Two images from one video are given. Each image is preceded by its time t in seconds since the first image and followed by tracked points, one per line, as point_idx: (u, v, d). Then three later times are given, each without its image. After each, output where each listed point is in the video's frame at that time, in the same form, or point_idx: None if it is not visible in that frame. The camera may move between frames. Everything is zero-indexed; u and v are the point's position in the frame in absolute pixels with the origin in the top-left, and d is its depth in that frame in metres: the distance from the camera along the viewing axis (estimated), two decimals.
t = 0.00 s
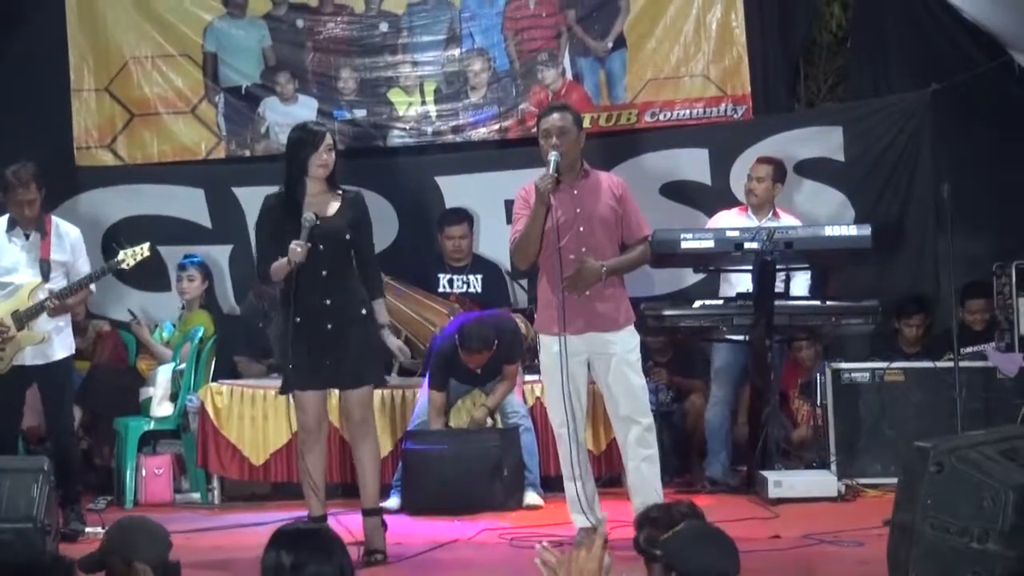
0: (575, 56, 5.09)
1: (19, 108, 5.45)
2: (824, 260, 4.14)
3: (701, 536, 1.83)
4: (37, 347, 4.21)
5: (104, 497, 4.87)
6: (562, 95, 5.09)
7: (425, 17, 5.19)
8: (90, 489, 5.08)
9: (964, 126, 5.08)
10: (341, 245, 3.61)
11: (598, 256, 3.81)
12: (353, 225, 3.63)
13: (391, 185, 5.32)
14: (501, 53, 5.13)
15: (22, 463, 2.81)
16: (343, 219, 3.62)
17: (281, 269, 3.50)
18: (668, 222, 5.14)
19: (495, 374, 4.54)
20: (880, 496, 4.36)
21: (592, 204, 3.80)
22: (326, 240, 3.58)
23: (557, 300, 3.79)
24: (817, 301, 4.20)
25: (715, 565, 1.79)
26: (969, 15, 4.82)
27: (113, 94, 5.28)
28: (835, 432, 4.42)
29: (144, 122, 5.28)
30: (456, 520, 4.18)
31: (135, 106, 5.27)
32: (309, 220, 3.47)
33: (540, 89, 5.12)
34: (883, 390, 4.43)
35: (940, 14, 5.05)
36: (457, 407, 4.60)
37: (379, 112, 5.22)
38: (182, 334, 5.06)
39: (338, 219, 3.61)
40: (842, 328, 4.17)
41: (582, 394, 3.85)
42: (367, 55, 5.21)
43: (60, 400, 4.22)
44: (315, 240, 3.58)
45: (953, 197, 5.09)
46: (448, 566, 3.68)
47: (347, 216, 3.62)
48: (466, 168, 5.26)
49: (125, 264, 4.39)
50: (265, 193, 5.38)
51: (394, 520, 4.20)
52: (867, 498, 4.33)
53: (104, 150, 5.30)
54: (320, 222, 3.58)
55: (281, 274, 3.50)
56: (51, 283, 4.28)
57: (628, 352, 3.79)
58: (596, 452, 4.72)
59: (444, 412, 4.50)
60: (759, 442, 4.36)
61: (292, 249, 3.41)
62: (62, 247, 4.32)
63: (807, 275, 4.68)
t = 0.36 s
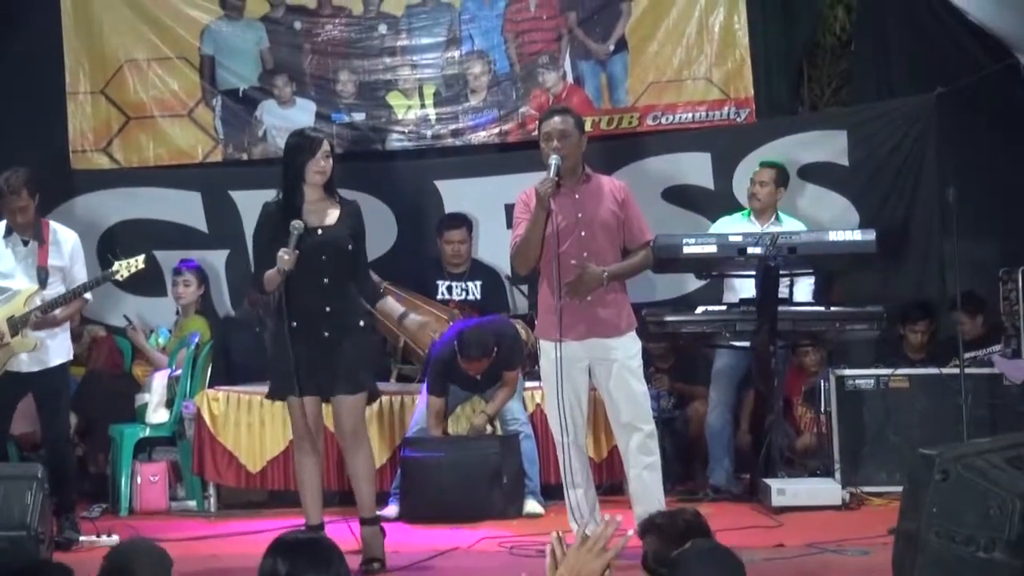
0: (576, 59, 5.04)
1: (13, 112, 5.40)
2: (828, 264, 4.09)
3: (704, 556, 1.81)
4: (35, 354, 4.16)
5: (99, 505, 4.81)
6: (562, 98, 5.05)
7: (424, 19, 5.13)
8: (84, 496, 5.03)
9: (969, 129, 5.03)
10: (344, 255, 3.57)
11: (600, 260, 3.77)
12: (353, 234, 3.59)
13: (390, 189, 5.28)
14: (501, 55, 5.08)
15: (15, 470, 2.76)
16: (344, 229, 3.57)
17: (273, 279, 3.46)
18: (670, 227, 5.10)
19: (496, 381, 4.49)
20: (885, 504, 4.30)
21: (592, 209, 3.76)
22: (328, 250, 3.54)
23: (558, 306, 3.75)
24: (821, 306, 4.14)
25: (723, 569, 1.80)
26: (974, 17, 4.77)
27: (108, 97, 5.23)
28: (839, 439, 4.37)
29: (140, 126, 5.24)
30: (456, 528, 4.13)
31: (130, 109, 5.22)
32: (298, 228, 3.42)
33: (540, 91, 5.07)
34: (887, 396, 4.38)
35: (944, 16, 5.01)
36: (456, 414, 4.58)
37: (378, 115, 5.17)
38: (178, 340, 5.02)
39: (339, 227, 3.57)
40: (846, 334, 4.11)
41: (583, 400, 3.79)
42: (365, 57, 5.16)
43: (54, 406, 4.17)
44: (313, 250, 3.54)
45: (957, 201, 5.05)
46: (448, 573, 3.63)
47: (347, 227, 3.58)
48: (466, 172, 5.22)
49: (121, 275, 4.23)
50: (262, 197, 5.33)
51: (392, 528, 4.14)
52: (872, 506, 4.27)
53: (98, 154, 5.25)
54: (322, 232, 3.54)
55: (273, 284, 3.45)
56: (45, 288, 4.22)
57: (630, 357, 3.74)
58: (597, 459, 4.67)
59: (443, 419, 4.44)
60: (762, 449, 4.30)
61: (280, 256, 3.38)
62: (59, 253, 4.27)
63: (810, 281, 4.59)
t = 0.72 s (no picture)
0: (579, 56, 4.88)
1: None
2: (842, 270, 3.93)
3: (692, 571, 1.71)
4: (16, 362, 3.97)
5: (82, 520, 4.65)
6: (565, 98, 4.89)
7: (423, 13, 4.99)
8: (68, 509, 4.86)
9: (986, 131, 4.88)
10: (332, 253, 3.39)
11: (603, 267, 3.61)
12: (343, 233, 3.42)
13: (386, 192, 5.11)
14: (502, 52, 4.93)
15: None
16: (333, 226, 3.40)
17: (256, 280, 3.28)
18: (677, 231, 4.94)
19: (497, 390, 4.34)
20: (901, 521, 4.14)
21: (595, 213, 3.60)
22: (317, 248, 3.36)
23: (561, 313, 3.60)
24: (834, 314, 3.98)
25: None
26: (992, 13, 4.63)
27: (94, 95, 5.07)
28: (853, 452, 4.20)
29: (128, 125, 5.08)
30: (454, 546, 3.97)
31: (117, 107, 5.06)
32: (274, 221, 3.26)
33: (542, 90, 4.92)
34: (903, 407, 4.21)
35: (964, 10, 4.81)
36: (454, 425, 4.37)
37: (374, 114, 5.01)
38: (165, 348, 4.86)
39: (328, 226, 3.40)
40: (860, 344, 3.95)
41: (586, 412, 3.65)
42: (361, 54, 5.00)
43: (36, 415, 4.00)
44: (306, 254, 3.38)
45: (975, 205, 4.89)
46: None
47: (336, 223, 3.40)
48: (466, 175, 5.06)
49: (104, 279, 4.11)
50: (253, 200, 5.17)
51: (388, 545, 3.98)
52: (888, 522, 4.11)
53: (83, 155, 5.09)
54: (312, 229, 3.36)
55: (257, 283, 3.27)
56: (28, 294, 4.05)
57: (634, 367, 3.59)
58: (601, 474, 4.51)
59: (439, 431, 4.29)
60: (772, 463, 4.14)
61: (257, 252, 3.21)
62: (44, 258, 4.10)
63: (823, 287, 4.45)
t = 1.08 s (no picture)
0: (583, 51, 4.72)
1: None
2: (858, 274, 3.77)
3: None
4: None
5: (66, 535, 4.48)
6: (568, 96, 4.73)
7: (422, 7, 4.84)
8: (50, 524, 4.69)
9: (1006, 130, 4.72)
10: (332, 264, 3.27)
11: (608, 272, 3.46)
12: (342, 243, 3.30)
13: (383, 194, 4.95)
14: (501, 47, 4.77)
15: None
16: (332, 237, 3.28)
17: (250, 292, 3.19)
18: (687, 233, 4.78)
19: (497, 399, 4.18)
20: (919, 537, 3.97)
21: (601, 216, 3.45)
22: (318, 262, 3.25)
23: (563, 319, 3.44)
24: (849, 321, 3.83)
25: None
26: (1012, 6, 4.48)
27: (79, 90, 4.93)
28: (869, 465, 4.04)
29: (114, 122, 4.92)
30: (453, 561, 3.81)
31: (103, 104, 4.91)
32: (268, 228, 3.17)
33: (545, 88, 4.75)
34: (921, 417, 4.06)
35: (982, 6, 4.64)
36: (453, 436, 4.25)
37: (370, 111, 4.85)
38: (151, 356, 4.74)
39: (326, 236, 3.28)
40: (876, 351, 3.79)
41: (590, 422, 3.48)
42: (355, 49, 4.85)
43: (16, 425, 3.84)
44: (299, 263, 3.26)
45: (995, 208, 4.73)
46: None
47: (334, 230, 3.29)
48: (466, 175, 4.89)
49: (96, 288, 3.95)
50: (244, 201, 5.01)
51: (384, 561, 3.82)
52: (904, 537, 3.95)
53: (67, 153, 4.94)
54: (311, 243, 3.25)
55: (250, 295, 3.19)
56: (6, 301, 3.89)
57: (640, 375, 3.43)
58: (606, 486, 4.35)
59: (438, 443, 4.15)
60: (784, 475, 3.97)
61: (252, 261, 3.13)
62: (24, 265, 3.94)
63: (838, 292, 4.31)
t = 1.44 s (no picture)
0: (589, 43, 4.57)
1: None
2: (875, 274, 3.62)
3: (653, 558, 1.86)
4: None
5: (51, 548, 4.32)
6: (572, 90, 4.58)
7: None
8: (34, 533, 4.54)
9: None
10: (321, 257, 3.30)
11: (614, 271, 3.31)
12: (332, 234, 3.33)
13: (381, 192, 4.79)
14: (504, 38, 4.62)
15: None
16: (322, 229, 3.31)
17: (244, 289, 3.19)
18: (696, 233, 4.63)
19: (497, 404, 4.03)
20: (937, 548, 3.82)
21: (608, 213, 3.30)
22: (304, 251, 3.28)
23: (567, 319, 3.30)
24: (865, 323, 3.65)
25: None
26: None
27: (64, 83, 4.79)
28: (885, 472, 3.90)
29: (99, 116, 4.78)
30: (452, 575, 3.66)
31: (88, 97, 4.78)
32: (268, 230, 3.18)
33: (548, 80, 4.60)
34: (940, 423, 3.90)
35: None
36: (453, 443, 4.16)
37: (367, 105, 4.71)
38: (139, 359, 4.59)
39: (317, 227, 3.31)
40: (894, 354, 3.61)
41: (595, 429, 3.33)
42: (352, 40, 4.70)
43: None
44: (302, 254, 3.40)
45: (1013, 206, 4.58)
46: None
47: (324, 223, 3.32)
48: (466, 172, 4.74)
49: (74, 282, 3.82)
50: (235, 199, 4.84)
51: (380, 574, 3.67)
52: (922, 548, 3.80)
53: (52, 147, 4.79)
54: (298, 233, 3.27)
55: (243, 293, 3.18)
56: None
57: (647, 380, 3.28)
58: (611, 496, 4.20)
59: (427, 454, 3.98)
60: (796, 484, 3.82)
61: (247, 263, 3.13)
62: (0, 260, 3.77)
63: (855, 293, 4.14)
